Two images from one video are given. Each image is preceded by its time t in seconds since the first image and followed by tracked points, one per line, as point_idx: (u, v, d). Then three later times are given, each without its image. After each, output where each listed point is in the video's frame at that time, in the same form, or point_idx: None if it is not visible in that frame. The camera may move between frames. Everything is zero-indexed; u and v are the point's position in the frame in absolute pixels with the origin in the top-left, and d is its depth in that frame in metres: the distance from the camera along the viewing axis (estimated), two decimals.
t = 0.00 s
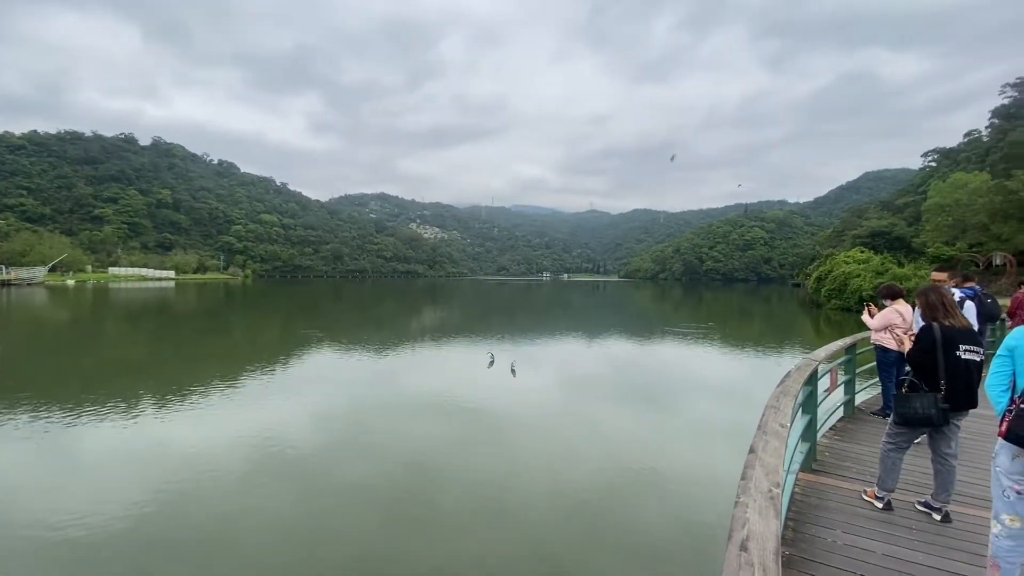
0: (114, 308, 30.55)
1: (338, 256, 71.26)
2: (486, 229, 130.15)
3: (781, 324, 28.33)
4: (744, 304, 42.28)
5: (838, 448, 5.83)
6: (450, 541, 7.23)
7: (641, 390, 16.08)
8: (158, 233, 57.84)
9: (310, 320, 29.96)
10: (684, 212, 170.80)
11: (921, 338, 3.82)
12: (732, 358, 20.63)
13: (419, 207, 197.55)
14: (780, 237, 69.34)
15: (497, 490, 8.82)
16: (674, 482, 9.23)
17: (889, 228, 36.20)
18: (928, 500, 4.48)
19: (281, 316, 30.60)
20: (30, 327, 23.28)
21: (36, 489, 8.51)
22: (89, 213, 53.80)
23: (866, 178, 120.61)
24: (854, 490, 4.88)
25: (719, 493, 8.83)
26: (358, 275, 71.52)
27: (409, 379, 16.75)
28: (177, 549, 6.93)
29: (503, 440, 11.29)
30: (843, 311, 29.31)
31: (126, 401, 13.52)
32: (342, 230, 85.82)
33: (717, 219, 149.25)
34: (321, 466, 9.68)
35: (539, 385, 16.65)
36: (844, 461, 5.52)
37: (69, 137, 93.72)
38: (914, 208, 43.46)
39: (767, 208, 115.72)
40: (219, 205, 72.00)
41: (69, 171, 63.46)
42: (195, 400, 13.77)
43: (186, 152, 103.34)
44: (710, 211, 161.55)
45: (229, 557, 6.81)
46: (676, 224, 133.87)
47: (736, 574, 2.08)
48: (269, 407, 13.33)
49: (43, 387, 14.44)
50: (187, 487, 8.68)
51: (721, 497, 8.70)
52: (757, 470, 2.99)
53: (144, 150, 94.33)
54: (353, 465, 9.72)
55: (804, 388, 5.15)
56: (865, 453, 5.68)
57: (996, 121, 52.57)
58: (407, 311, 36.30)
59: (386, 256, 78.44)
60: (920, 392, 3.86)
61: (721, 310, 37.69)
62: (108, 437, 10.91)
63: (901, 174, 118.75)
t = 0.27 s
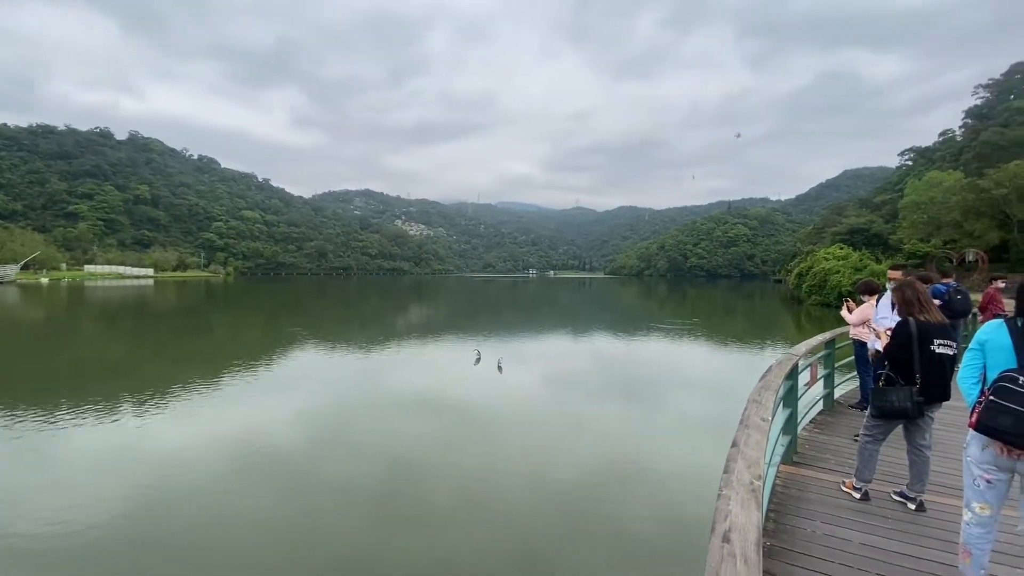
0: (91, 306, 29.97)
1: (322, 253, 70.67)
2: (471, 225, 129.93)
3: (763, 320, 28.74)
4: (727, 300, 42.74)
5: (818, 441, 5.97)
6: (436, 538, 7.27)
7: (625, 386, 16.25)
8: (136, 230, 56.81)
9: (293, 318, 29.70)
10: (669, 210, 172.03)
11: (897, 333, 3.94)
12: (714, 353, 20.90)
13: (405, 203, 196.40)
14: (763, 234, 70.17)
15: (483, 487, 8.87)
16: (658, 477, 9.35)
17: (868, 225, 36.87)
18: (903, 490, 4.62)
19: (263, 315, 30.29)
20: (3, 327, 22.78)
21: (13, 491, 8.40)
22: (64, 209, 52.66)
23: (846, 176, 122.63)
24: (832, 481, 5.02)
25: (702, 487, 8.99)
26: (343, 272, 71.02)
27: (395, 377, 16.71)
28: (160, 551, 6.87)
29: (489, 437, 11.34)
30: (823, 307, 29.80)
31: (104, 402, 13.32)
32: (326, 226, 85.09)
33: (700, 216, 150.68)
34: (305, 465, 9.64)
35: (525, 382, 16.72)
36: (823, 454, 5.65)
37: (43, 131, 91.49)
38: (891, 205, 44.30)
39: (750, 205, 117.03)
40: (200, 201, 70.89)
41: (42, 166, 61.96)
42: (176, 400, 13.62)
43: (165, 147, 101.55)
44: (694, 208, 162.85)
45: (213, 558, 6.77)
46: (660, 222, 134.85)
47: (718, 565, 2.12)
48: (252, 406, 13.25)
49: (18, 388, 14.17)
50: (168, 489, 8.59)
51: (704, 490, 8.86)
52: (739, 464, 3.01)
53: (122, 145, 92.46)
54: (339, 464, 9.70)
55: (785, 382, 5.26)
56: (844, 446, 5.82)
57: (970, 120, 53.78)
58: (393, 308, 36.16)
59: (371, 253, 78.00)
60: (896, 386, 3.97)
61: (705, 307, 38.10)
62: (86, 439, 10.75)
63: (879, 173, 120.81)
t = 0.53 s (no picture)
0: (61, 305, 29.21)
1: (302, 250, 69.84)
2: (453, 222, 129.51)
3: (742, 316, 29.18)
4: (708, 296, 43.27)
5: (794, 433, 6.13)
6: (421, 536, 7.29)
7: (607, 381, 16.42)
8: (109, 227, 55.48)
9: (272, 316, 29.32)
10: (650, 206, 173.34)
11: (870, 327, 4.06)
12: (694, 348, 21.19)
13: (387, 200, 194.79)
14: (742, 230, 71.16)
15: (466, 485, 8.89)
16: (640, 471, 9.51)
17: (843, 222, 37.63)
18: (875, 479, 4.78)
19: (241, 313, 29.85)
20: None
21: None
22: (33, 205, 51.19)
23: (823, 173, 124.81)
24: (808, 472, 5.16)
25: (684, 480, 9.17)
26: (324, 269, 70.32)
27: (378, 375, 16.64)
28: (139, 555, 6.76)
29: (474, 434, 11.39)
30: (800, 302, 30.36)
31: (78, 404, 13.06)
32: (306, 222, 84.06)
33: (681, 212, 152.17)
34: (287, 466, 9.56)
35: (508, 378, 16.77)
36: (800, 445, 5.80)
37: (10, 124, 88.70)
38: (866, 202, 45.27)
39: (730, 203, 118.52)
40: (175, 197, 69.48)
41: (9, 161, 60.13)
42: (153, 401, 13.42)
43: (138, 141, 99.24)
44: (675, 205, 164.36)
45: (192, 561, 6.70)
46: (642, 218, 135.83)
47: (696, 556, 2.14)
48: (232, 406, 13.11)
49: None
50: (145, 492, 8.45)
51: (686, 483, 9.04)
52: (718, 457, 3.02)
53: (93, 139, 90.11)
54: (321, 464, 9.63)
55: (763, 376, 5.39)
56: (819, 437, 5.99)
57: (940, 120, 55.15)
58: (375, 306, 35.91)
59: (353, 250, 77.30)
60: (869, 378, 4.07)
61: (686, 302, 38.55)
62: (59, 442, 10.55)
63: (854, 171, 123.21)
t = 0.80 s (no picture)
0: (25, 304, 28.26)
1: (278, 247, 68.73)
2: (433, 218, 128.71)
3: (719, 310, 29.63)
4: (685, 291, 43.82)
5: (767, 424, 6.27)
6: (402, 535, 7.29)
7: (586, 376, 16.55)
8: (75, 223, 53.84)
9: (247, 315, 28.84)
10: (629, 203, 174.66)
11: (840, 320, 4.17)
12: (671, 343, 21.44)
13: (365, 196, 192.72)
14: (719, 227, 72.17)
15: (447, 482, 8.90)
16: (619, 464, 9.64)
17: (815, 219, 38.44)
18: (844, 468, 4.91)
19: (215, 311, 29.28)
20: None
21: None
22: None
23: (796, 171, 127.24)
24: (780, 463, 5.29)
25: (661, 472, 9.33)
26: (301, 266, 69.36)
27: (358, 373, 16.52)
28: (112, 559, 6.65)
29: (455, 430, 11.41)
30: (775, 297, 30.94)
31: (43, 406, 12.70)
32: (282, 218, 82.75)
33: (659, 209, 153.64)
34: (265, 466, 9.45)
35: (489, 374, 16.79)
36: (772, 436, 5.94)
37: None
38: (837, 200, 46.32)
39: (707, 200, 120.06)
40: (145, 192, 67.74)
41: None
42: (123, 402, 13.11)
43: (105, 134, 96.39)
44: (653, 202, 165.94)
45: (168, 564, 6.62)
46: (621, 215, 136.77)
47: (667, 549, 2.17)
48: (207, 406, 12.90)
49: None
50: (116, 496, 8.27)
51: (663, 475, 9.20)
52: (691, 447, 3.00)
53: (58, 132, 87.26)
54: (299, 465, 9.55)
55: (737, 369, 5.49)
56: (791, 428, 6.13)
57: (908, 119, 56.65)
58: (353, 303, 35.54)
59: (330, 246, 76.36)
60: (839, 370, 4.15)
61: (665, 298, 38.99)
62: (24, 445, 10.26)
63: (827, 168, 125.83)
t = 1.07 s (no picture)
0: None
1: (248, 244, 67.30)
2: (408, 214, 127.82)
3: (691, 306, 30.09)
4: (659, 287, 44.41)
5: (735, 417, 6.43)
6: (378, 534, 7.26)
7: (561, 372, 16.70)
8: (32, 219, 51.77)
9: (217, 314, 28.18)
10: (604, 201, 176.11)
11: (804, 313, 4.29)
12: (645, 338, 21.77)
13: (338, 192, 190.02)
14: (692, 224, 73.33)
15: (424, 481, 8.90)
16: (595, 459, 9.79)
17: (784, 217, 39.35)
18: (810, 458, 5.06)
19: (182, 311, 28.53)
20: None
21: None
22: None
23: (766, 170, 130.05)
24: (747, 454, 5.43)
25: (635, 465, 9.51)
26: (272, 264, 68.08)
27: (332, 372, 16.37)
28: (75, 565, 6.47)
29: (432, 429, 11.40)
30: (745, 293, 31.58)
31: None
32: (253, 215, 81.04)
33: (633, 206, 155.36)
34: (236, 469, 9.31)
35: (465, 372, 16.82)
36: (740, 428, 6.09)
37: None
38: (804, 198, 47.54)
39: (680, 198, 121.86)
40: (108, 186, 65.50)
41: None
42: (84, 404, 12.72)
43: (64, 126, 93.03)
44: (628, 201, 167.67)
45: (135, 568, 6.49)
46: (596, 212, 137.90)
47: (631, 543, 2.09)
48: (174, 408, 12.62)
49: None
50: (79, 502, 8.04)
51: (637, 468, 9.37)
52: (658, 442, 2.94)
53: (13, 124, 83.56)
54: (272, 466, 9.43)
55: (706, 362, 5.60)
56: (759, 419, 6.29)
57: (871, 120, 58.43)
58: (327, 301, 35.15)
59: (302, 243, 75.11)
60: (804, 363, 4.24)
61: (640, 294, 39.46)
62: None
63: (796, 168, 128.91)
